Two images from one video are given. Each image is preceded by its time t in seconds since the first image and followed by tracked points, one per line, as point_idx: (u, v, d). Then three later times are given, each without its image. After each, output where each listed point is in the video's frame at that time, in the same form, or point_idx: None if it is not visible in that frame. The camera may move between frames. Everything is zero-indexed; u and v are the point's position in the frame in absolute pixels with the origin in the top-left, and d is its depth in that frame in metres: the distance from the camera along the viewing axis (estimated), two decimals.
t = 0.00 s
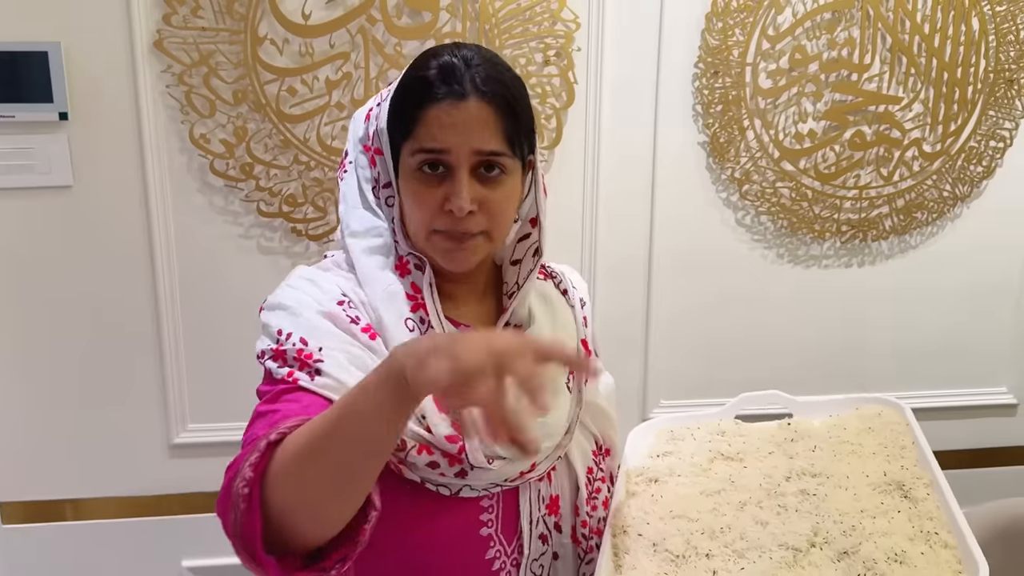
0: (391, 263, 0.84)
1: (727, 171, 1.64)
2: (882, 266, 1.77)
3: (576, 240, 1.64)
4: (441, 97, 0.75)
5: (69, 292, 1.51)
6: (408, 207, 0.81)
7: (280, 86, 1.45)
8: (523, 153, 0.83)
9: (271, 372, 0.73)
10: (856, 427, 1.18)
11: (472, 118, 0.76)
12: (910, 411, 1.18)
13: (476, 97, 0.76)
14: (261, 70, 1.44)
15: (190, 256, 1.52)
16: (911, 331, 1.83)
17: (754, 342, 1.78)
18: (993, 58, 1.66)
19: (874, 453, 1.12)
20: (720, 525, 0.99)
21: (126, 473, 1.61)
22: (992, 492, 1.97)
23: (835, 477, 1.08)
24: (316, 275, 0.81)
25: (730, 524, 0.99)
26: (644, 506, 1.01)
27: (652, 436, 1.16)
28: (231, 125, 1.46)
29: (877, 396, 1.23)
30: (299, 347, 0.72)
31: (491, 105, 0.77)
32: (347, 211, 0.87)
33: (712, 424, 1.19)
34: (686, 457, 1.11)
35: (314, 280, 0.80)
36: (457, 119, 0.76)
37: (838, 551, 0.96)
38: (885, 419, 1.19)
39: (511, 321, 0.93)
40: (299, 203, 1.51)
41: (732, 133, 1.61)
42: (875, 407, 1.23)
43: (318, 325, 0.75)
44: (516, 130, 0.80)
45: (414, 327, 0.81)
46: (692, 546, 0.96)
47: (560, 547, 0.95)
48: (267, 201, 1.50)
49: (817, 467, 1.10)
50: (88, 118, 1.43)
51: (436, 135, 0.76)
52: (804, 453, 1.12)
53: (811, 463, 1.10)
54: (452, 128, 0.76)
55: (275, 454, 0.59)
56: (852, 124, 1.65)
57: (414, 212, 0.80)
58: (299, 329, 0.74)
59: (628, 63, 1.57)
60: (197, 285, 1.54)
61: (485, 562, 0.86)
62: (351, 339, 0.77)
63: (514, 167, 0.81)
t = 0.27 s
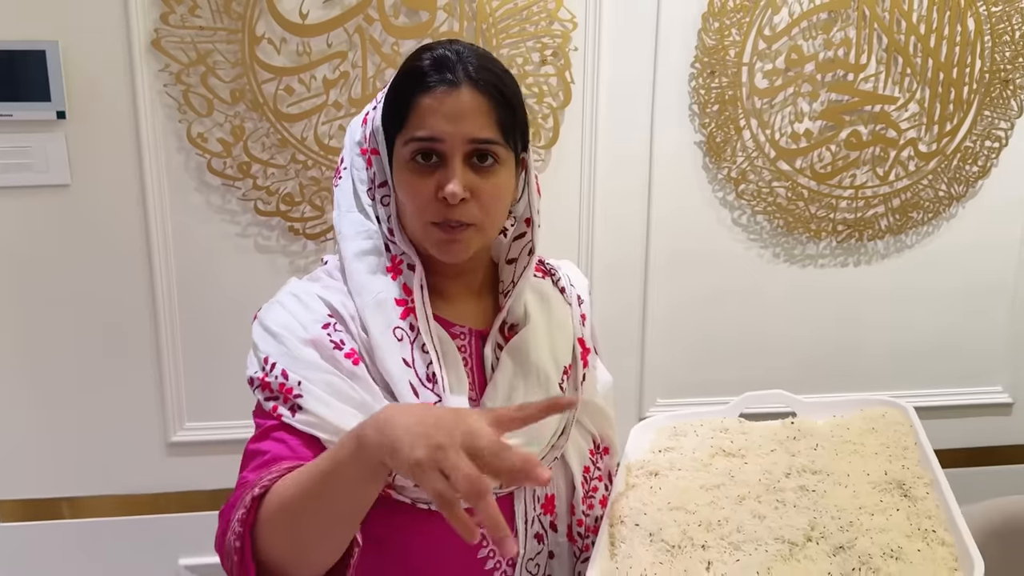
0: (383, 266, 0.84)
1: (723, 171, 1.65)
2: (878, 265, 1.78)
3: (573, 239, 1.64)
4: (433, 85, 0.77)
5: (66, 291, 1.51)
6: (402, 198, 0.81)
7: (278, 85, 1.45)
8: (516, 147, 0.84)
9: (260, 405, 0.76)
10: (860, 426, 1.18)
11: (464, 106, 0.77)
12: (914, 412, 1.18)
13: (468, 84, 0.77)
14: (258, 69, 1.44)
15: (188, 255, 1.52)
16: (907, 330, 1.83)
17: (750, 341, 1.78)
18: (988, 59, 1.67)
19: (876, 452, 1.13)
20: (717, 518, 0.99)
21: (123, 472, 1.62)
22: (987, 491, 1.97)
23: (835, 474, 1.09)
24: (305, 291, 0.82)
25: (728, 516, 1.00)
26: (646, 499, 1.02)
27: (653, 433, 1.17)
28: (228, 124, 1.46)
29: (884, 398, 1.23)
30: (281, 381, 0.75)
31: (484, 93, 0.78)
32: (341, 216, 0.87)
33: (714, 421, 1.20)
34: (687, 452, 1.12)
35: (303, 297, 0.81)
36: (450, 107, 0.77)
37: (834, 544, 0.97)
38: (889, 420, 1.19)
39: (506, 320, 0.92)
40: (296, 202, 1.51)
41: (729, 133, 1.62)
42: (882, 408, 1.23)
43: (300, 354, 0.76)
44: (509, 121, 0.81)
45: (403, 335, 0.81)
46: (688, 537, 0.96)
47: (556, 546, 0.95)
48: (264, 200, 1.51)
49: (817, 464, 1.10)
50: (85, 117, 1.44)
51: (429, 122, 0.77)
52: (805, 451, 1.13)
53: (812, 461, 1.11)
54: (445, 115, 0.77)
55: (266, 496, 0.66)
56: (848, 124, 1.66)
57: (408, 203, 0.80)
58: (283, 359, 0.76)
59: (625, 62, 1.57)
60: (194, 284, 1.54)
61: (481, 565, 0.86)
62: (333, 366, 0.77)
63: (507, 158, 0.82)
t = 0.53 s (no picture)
0: (384, 261, 0.84)
1: (720, 169, 1.66)
2: (873, 263, 1.79)
3: (570, 236, 1.65)
4: (450, 106, 0.76)
5: (65, 288, 1.52)
6: (412, 210, 0.81)
7: (277, 84, 1.46)
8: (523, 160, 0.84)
9: (259, 396, 0.78)
10: (859, 424, 1.19)
11: (482, 132, 0.76)
12: (914, 409, 1.19)
13: (487, 109, 0.76)
14: (257, 68, 1.45)
15: (187, 252, 1.53)
16: (903, 328, 1.85)
17: (746, 338, 1.79)
18: (983, 58, 1.68)
19: (873, 449, 1.13)
20: (707, 518, 1.01)
21: (122, 468, 1.62)
22: (981, 489, 1.98)
23: (829, 472, 1.09)
24: (306, 284, 0.83)
25: (720, 516, 1.01)
26: (642, 498, 1.04)
27: (655, 429, 1.19)
28: (228, 122, 1.47)
29: (889, 394, 1.24)
30: (280, 374, 0.76)
31: (501, 117, 0.77)
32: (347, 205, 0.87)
33: (717, 419, 1.22)
34: (686, 451, 1.13)
35: (304, 290, 0.83)
36: (468, 132, 0.76)
37: (821, 543, 0.97)
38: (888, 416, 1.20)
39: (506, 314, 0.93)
40: (296, 200, 1.52)
41: (726, 131, 1.62)
42: (885, 403, 1.24)
43: (299, 349, 0.78)
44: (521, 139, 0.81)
45: (402, 329, 0.82)
46: (677, 538, 0.97)
47: (553, 537, 0.96)
48: (263, 198, 1.51)
49: (812, 463, 1.11)
50: (85, 115, 1.44)
51: (446, 146, 0.76)
52: (803, 449, 1.14)
53: (806, 460, 1.12)
54: (463, 141, 0.76)
55: (264, 509, 0.66)
56: (844, 123, 1.67)
57: (418, 218, 0.81)
58: (282, 354, 0.78)
59: (623, 61, 1.58)
60: (194, 281, 1.55)
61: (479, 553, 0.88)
62: (332, 361, 0.79)
63: (516, 178, 0.82)
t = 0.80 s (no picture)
0: (389, 263, 0.80)
1: (715, 165, 1.67)
2: (868, 259, 1.81)
3: (567, 232, 1.67)
4: (500, 109, 0.75)
5: (66, 281, 1.53)
6: (449, 212, 0.78)
7: (277, 79, 1.47)
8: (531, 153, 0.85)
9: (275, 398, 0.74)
10: (856, 417, 1.21)
11: (528, 130, 0.77)
12: (912, 403, 1.20)
13: (530, 108, 0.77)
14: (258, 63, 1.46)
15: (188, 246, 1.54)
16: (897, 322, 1.86)
17: (742, 333, 1.81)
18: (976, 56, 1.70)
19: (865, 445, 1.15)
20: (696, 514, 1.02)
21: (123, 460, 1.64)
22: (974, 482, 2.01)
23: (818, 470, 1.11)
24: (316, 281, 0.80)
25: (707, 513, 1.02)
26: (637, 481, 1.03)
27: (655, 422, 1.18)
28: (228, 118, 1.48)
29: (885, 385, 1.26)
30: (297, 377, 0.73)
31: (539, 116, 0.78)
32: (341, 208, 0.80)
33: (716, 411, 1.22)
34: (682, 443, 1.13)
35: (315, 287, 0.80)
36: (516, 133, 0.76)
37: (804, 542, 0.99)
38: (885, 410, 1.22)
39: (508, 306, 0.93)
40: (295, 194, 1.53)
41: (721, 128, 1.64)
42: (883, 396, 1.25)
43: (317, 349, 0.75)
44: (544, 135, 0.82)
45: (409, 329, 0.79)
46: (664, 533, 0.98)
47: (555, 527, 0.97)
48: (263, 193, 1.53)
49: (802, 460, 1.12)
50: (86, 110, 1.45)
51: (501, 148, 0.75)
52: (796, 444, 1.15)
53: (798, 455, 1.13)
54: (514, 142, 0.76)
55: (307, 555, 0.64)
56: (838, 120, 1.68)
57: (461, 220, 0.78)
58: (300, 355, 0.75)
59: (620, 58, 1.59)
60: (194, 275, 1.56)
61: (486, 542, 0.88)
62: (349, 361, 0.76)
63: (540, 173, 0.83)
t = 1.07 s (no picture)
0: (401, 259, 0.82)
1: (708, 161, 1.69)
2: (859, 254, 1.82)
3: (561, 227, 1.68)
4: (511, 93, 0.77)
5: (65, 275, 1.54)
6: (465, 198, 0.80)
7: (274, 75, 1.49)
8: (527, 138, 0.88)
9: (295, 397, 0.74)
10: (838, 420, 1.15)
11: (536, 113, 0.79)
12: (894, 407, 1.15)
13: (536, 91, 0.79)
14: (255, 60, 1.47)
15: (185, 240, 1.56)
16: (889, 317, 1.88)
17: (735, 327, 1.83)
18: (966, 53, 1.72)
19: (845, 446, 1.08)
20: (672, 507, 0.96)
21: (121, 454, 1.65)
22: (965, 475, 2.03)
23: (795, 468, 1.03)
24: (325, 278, 0.80)
25: (679, 506, 0.96)
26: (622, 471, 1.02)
27: (643, 414, 1.18)
28: (225, 113, 1.49)
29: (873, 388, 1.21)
30: (320, 373, 0.73)
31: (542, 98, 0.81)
32: (353, 206, 0.80)
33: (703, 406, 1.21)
34: (666, 437, 1.11)
35: (325, 284, 0.80)
36: (527, 114, 0.78)
37: (773, 539, 0.90)
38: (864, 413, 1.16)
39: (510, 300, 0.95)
40: (293, 189, 1.55)
41: (714, 124, 1.66)
42: (867, 398, 1.21)
43: (337, 346, 0.75)
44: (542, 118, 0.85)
45: (423, 325, 0.81)
46: (637, 523, 0.93)
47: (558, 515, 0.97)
48: (260, 188, 1.54)
49: (781, 457, 1.06)
50: (85, 105, 1.47)
51: (515, 130, 0.77)
52: (777, 442, 1.10)
53: (777, 454, 1.07)
54: (526, 124, 0.78)
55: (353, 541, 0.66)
56: (830, 116, 1.70)
57: (478, 204, 0.79)
58: (319, 352, 0.75)
59: (614, 55, 1.61)
60: (192, 270, 1.57)
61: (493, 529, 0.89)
62: (368, 356, 0.77)
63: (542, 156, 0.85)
